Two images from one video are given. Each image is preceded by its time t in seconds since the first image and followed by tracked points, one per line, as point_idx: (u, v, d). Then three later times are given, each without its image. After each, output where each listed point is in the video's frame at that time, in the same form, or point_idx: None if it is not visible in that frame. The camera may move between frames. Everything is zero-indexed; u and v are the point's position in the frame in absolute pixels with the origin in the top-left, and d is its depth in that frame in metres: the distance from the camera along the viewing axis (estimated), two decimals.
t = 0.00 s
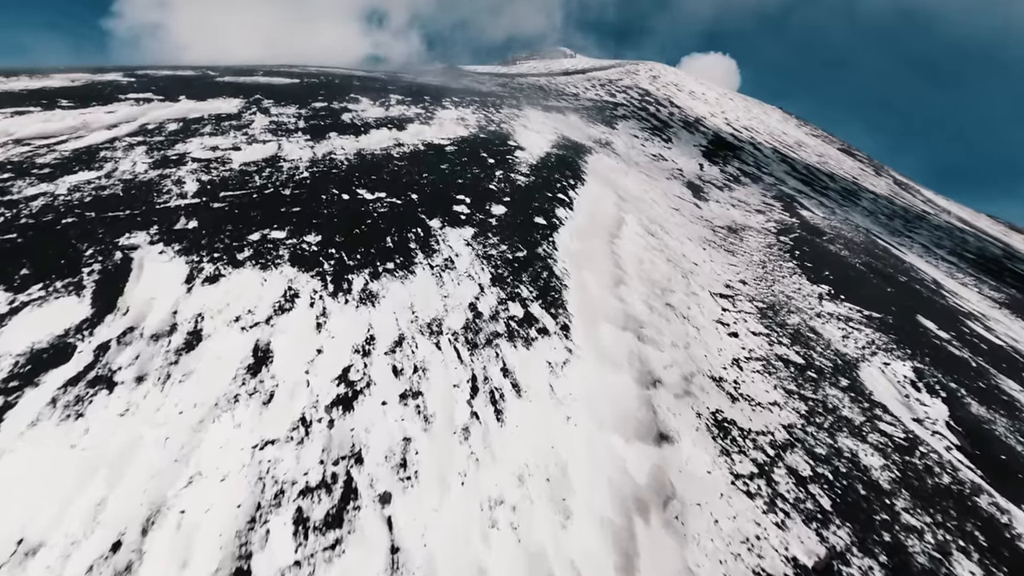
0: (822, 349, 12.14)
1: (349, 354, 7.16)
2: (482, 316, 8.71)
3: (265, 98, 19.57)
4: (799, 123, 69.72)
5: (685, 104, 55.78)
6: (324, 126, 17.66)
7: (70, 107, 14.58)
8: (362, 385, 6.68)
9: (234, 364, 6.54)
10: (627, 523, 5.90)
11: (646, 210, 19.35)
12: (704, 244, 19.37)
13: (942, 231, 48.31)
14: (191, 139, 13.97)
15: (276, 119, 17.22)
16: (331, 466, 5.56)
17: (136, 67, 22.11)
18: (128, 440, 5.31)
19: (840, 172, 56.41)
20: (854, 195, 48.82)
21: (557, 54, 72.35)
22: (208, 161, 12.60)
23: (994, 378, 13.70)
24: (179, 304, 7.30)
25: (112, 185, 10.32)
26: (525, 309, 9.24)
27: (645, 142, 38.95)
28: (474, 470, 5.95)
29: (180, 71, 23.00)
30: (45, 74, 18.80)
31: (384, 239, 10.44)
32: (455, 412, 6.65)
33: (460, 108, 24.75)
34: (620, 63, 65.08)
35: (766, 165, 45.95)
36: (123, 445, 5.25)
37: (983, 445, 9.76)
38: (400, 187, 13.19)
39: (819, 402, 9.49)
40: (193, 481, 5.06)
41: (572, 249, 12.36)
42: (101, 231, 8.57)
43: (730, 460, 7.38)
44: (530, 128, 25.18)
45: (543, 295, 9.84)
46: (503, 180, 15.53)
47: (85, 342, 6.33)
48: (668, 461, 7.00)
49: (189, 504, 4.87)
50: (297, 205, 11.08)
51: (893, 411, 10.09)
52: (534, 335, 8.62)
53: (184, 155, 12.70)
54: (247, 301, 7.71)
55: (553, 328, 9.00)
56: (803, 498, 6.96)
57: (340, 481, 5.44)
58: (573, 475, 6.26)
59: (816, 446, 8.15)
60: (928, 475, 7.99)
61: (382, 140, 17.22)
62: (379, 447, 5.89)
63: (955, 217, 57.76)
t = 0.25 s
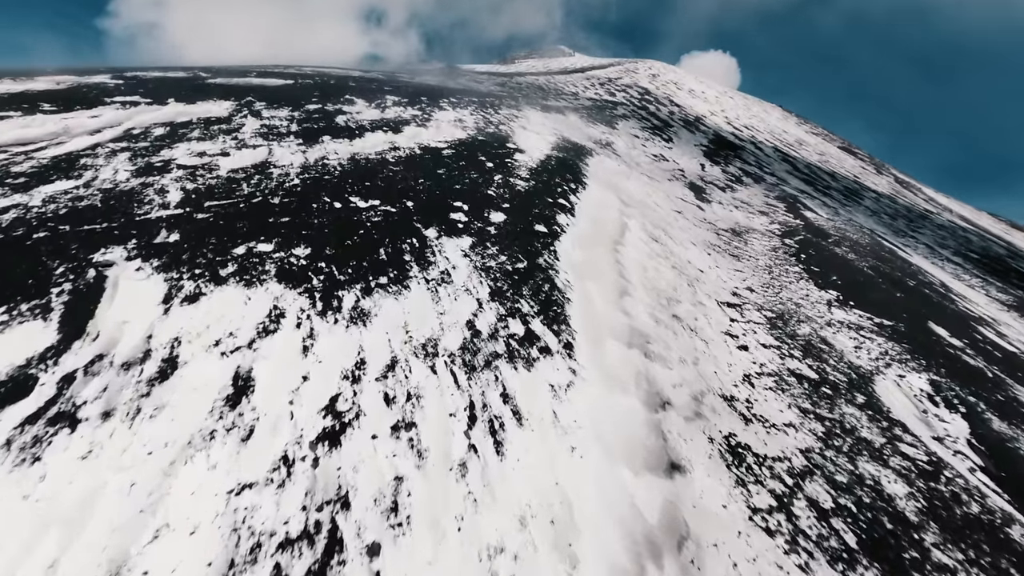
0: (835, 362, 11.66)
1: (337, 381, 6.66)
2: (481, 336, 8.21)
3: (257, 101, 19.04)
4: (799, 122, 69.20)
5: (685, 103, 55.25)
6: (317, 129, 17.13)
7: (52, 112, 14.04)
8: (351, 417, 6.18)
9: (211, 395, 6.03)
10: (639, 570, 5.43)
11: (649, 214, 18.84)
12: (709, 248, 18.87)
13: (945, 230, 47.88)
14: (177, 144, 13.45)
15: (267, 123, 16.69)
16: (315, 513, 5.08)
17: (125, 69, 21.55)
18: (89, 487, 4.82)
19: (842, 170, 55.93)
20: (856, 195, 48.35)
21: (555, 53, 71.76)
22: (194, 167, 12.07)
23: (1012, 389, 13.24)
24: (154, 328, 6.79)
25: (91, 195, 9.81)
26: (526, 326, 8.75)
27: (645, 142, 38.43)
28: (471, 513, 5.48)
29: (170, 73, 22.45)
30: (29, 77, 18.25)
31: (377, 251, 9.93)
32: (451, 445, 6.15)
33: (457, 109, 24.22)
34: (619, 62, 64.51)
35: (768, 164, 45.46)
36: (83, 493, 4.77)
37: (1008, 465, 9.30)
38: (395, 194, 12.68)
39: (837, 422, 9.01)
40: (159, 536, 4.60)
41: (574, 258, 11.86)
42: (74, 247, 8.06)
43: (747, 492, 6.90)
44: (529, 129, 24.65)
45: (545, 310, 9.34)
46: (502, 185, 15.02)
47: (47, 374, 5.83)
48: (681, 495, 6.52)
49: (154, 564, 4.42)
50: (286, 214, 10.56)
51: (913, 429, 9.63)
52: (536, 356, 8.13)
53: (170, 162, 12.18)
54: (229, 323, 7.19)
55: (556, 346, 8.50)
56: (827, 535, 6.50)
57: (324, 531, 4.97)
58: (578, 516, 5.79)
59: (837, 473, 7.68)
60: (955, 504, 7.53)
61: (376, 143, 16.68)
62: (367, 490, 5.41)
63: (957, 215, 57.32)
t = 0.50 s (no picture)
0: (847, 375, 11.23)
1: (324, 409, 6.21)
2: (479, 355, 7.78)
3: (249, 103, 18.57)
4: (800, 121, 68.77)
5: (685, 102, 54.79)
6: (311, 132, 16.67)
7: (35, 116, 13.58)
8: (339, 449, 5.76)
9: (187, 427, 5.59)
10: None
11: (652, 218, 18.40)
12: (713, 253, 18.44)
13: (948, 230, 47.48)
14: (164, 149, 12.99)
15: (259, 126, 16.23)
16: (297, 563, 4.69)
17: (115, 70, 21.07)
18: (48, 537, 4.41)
19: (844, 170, 55.48)
20: (859, 195, 47.91)
21: (554, 52, 71.29)
22: (181, 174, 11.62)
23: None
24: (129, 351, 6.35)
25: (70, 205, 9.36)
26: (526, 343, 8.31)
27: (646, 142, 37.99)
28: (468, 558, 5.09)
29: (162, 75, 21.98)
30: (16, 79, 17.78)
31: (371, 262, 9.50)
32: (447, 480, 5.73)
33: (455, 111, 23.77)
34: (618, 61, 64.05)
35: (769, 164, 45.01)
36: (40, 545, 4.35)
37: None
38: (390, 201, 12.24)
39: (853, 443, 8.58)
40: None
41: (576, 268, 11.43)
42: (48, 262, 7.62)
43: (763, 526, 6.49)
44: (528, 131, 24.20)
45: (547, 325, 8.90)
46: (501, 190, 14.58)
47: (8, 405, 5.39)
48: (693, 530, 6.11)
49: None
50: (276, 223, 10.12)
51: (932, 448, 9.20)
52: (537, 375, 7.70)
53: (156, 168, 11.73)
54: (210, 344, 6.75)
55: (558, 364, 8.07)
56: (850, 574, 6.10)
57: None
58: (583, 558, 5.40)
59: (857, 501, 7.25)
60: (983, 534, 7.11)
61: (372, 147, 16.22)
62: (355, 534, 5.00)
63: (960, 215, 56.91)
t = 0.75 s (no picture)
0: (863, 391, 10.73)
1: (307, 446, 5.71)
2: (477, 379, 7.28)
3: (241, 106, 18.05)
4: (801, 121, 68.29)
5: (686, 102, 54.25)
6: (303, 136, 16.14)
7: (15, 121, 13.06)
8: (321, 494, 5.27)
9: (153, 471, 5.09)
10: None
11: (655, 224, 17.89)
12: (718, 260, 17.94)
13: (952, 231, 46.98)
14: (149, 155, 12.46)
15: (250, 130, 15.71)
16: None
17: (104, 73, 20.55)
18: None
19: (846, 171, 54.97)
20: (862, 196, 47.42)
21: (553, 52, 70.75)
22: (165, 182, 11.10)
23: None
24: (94, 382, 5.84)
25: (43, 217, 8.83)
26: (527, 366, 7.81)
27: (647, 143, 37.47)
28: None
29: (152, 77, 21.45)
30: None
31: (363, 277, 8.99)
32: (440, 528, 5.25)
33: (453, 113, 23.23)
34: (618, 61, 63.51)
35: (771, 165, 44.50)
36: None
37: None
38: (384, 209, 11.72)
39: (875, 469, 8.08)
40: None
41: (579, 280, 10.92)
42: (14, 281, 7.10)
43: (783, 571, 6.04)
44: (527, 133, 23.67)
45: (548, 345, 8.40)
46: (500, 196, 14.05)
47: None
48: None
49: None
50: (262, 236, 9.60)
51: (956, 473, 8.71)
52: (538, 402, 7.19)
53: (138, 176, 11.22)
54: (184, 372, 6.24)
55: (561, 389, 7.56)
56: None
57: None
58: None
59: (883, 538, 6.77)
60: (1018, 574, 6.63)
61: (367, 152, 15.70)
62: None
63: (963, 216, 56.41)
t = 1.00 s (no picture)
0: (877, 408, 10.31)
1: (289, 484, 5.26)
2: (474, 404, 6.83)
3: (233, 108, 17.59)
4: (803, 121, 67.81)
5: (687, 102, 53.81)
6: (297, 140, 15.69)
7: None
8: (302, 540, 4.87)
9: (117, 517, 4.68)
10: None
11: (658, 229, 17.45)
12: (723, 266, 17.50)
13: (956, 233, 46.56)
14: (134, 161, 12.00)
15: (242, 134, 15.26)
16: None
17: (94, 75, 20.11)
18: None
19: (848, 171, 54.53)
20: (864, 197, 46.99)
21: (552, 52, 70.36)
22: (149, 190, 10.65)
23: None
24: (58, 415, 5.40)
25: (16, 229, 8.38)
26: (527, 388, 7.36)
27: (648, 144, 37.01)
28: None
29: (143, 78, 20.99)
30: None
31: (354, 292, 8.54)
32: None
33: (451, 115, 22.77)
34: (618, 61, 63.05)
35: (773, 166, 44.06)
36: None
37: None
38: (378, 218, 11.27)
39: (896, 497, 7.64)
40: None
41: (581, 291, 10.47)
42: None
43: None
44: (527, 135, 23.21)
45: (549, 364, 7.95)
46: (499, 203, 13.60)
47: None
48: None
49: None
50: (249, 247, 9.14)
51: (980, 497, 8.27)
52: (539, 428, 6.74)
53: (122, 183, 10.76)
54: (157, 402, 5.78)
55: (564, 413, 7.11)
56: None
57: None
58: None
59: None
60: None
61: (361, 156, 15.23)
62: None
63: (966, 217, 55.98)
